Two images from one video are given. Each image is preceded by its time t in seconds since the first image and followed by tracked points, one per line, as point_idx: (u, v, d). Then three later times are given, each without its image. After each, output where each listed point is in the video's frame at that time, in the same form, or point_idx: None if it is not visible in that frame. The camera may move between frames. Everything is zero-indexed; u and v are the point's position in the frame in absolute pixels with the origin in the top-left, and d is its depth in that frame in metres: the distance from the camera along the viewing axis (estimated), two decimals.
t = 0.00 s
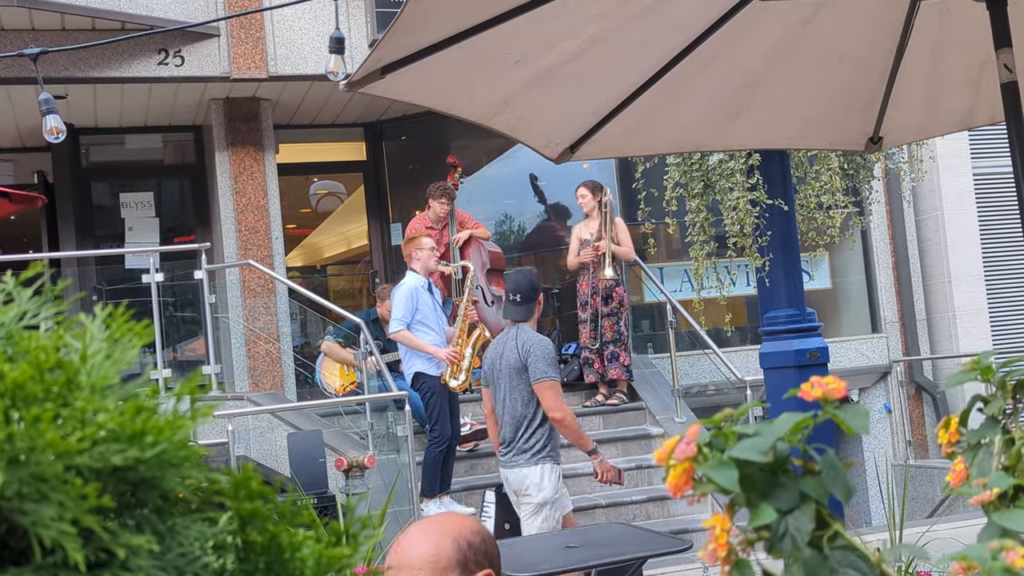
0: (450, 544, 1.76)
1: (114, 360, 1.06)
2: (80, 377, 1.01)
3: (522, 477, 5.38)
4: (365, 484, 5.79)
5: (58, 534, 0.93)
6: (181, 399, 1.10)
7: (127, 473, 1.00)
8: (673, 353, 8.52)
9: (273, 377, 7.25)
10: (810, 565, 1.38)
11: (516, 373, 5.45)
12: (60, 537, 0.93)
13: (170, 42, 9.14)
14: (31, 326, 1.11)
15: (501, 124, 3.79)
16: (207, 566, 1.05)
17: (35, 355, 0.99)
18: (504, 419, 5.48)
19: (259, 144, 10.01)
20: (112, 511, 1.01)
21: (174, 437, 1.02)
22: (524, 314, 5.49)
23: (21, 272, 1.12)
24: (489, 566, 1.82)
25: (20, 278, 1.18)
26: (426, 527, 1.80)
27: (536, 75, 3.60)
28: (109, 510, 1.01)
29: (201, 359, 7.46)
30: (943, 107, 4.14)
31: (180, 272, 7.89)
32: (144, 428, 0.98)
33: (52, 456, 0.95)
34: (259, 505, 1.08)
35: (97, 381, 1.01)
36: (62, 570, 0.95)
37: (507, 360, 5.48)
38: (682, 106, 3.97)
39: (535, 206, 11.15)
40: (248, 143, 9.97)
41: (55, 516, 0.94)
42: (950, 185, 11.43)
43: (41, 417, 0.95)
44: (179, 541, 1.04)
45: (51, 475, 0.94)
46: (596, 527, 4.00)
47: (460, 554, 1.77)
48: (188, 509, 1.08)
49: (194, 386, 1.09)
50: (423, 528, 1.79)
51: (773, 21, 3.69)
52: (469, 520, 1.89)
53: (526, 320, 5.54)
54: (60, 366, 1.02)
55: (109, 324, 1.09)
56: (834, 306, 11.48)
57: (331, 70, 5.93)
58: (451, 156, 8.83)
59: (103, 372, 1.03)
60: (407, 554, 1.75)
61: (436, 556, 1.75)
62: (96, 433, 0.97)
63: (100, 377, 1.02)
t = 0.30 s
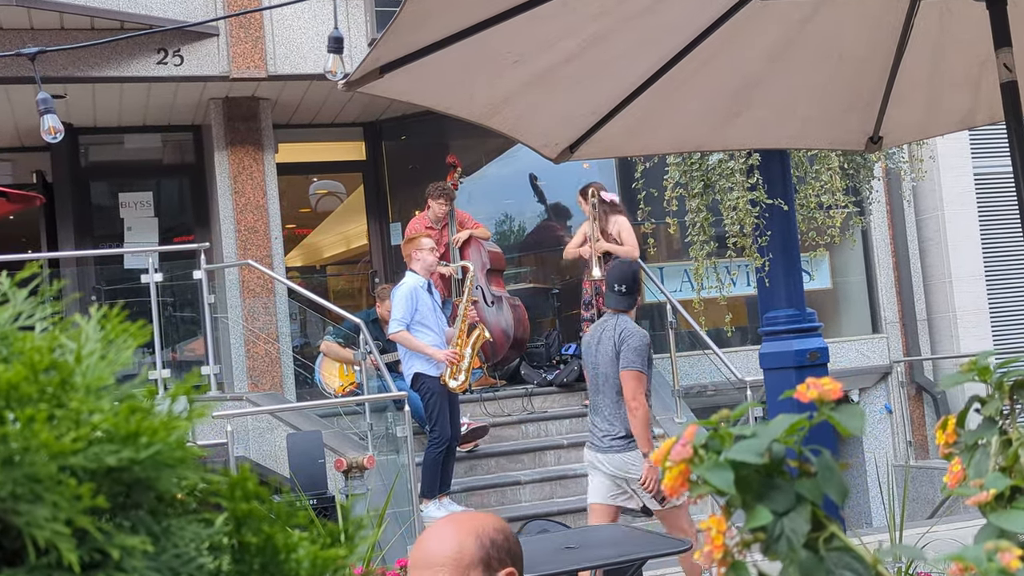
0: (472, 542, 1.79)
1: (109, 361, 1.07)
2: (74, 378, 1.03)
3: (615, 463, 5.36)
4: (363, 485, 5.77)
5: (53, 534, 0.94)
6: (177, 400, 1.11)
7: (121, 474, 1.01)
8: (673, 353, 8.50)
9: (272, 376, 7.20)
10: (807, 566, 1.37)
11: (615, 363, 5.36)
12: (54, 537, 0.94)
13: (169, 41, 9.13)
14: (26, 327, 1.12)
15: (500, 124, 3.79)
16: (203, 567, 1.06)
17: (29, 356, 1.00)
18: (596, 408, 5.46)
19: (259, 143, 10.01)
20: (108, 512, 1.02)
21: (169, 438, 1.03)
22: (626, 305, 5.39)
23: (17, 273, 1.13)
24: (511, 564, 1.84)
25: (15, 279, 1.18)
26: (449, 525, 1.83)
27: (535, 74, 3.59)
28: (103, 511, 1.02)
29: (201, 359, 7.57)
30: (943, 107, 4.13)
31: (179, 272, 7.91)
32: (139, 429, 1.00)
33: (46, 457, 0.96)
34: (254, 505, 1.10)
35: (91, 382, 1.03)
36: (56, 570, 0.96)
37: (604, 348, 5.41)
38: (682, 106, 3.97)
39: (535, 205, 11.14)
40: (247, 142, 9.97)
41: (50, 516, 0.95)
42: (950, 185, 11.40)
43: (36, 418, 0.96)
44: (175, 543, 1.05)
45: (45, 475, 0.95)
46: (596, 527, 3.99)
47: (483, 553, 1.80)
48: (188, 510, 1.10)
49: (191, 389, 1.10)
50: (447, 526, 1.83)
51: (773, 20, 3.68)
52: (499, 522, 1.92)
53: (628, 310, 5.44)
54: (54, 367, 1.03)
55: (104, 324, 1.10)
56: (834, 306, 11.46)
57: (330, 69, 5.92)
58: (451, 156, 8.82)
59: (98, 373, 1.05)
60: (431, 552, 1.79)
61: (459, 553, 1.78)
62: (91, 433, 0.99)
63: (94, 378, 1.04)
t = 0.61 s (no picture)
0: (480, 549, 1.73)
1: (99, 361, 1.05)
2: (64, 378, 1.01)
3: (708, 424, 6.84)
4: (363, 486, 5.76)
5: (41, 537, 0.92)
6: (167, 402, 1.09)
7: (111, 475, 1.00)
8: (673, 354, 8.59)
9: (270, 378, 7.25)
10: (803, 567, 1.34)
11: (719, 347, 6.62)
12: (42, 539, 0.92)
13: (166, 40, 9.11)
14: (16, 326, 1.09)
15: (497, 124, 3.77)
16: (194, 569, 1.03)
17: (17, 355, 0.98)
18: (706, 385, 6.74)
19: (257, 142, 9.99)
20: (95, 513, 1.01)
21: (159, 440, 1.02)
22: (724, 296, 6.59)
23: (5, 272, 1.11)
24: (522, 568, 1.77)
25: (3, 277, 1.16)
26: (463, 528, 1.78)
27: (534, 73, 3.57)
28: (91, 514, 1.00)
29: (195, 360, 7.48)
30: (944, 106, 4.10)
31: (177, 272, 7.89)
32: (129, 430, 0.99)
33: (33, 459, 0.94)
34: (245, 507, 1.07)
35: (81, 382, 1.01)
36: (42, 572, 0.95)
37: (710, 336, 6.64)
38: (681, 105, 3.94)
39: (535, 206, 11.12)
40: (245, 142, 9.95)
41: (37, 518, 0.93)
42: (953, 185, 11.36)
43: (23, 419, 0.95)
44: (165, 544, 1.03)
45: (33, 477, 0.93)
46: (595, 529, 3.97)
47: (491, 559, 1.74)
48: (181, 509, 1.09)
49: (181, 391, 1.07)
50: (462, 529, 1.78)
51: (775, 18, 3.65)
52: (516, 525, 1.86)
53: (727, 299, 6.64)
54: (43, 367, 1.00)
55: (94, 325, 1.08)
56: (835, 306, 11.46)
57: (328, 68, 5.88)
58: (450, 155, 8.79)
59: (88, 374, 1.02)
60: (442, 557, 1.75)
61: (467, 560, 1.73)
62: (80, 433, 0.97)
63: (85, 378, 1.01)
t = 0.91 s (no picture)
0: (499, 550, 1.58)
1: (86, 363, 1.02)
2: (49, 380, 0.98)
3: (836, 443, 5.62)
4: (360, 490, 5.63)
5: (26, 543, 0.88)
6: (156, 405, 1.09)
7: (99, 479, 0.94)
8: (677, 356, 8.43)
9: (264, 379, 7.10)
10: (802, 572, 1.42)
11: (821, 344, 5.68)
12: (27, 546, 0.88)
13: (161, 36, 9.05)
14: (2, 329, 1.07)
15: (496, 120, 3.72)
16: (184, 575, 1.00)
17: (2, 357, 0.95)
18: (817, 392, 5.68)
19: (251, 142, 9.92)
20: (82, 518, 0.95)
21: (148, 443, 0.97)
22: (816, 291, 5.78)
23: None
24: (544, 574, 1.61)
25: None
26: (480, 532, 1.63)
27: (534, 69, 3.52)
28: (80, 519, 0.95)
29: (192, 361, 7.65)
30: (950, 103, 4.04)
31: (171, 272, 7.83)
32: (116, 433, 0.93)
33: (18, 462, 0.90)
34: (235, 511, 1.04)
35: (68, 384, 0.98)
36: None
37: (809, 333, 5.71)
38: (684, 103, 3.89)
39: (536, 205, 11.05)
40: (239, 140, 9.88)
41: (22, 523, 0.89)
42: (960, 184, 11.30)
43: (9, 422, 0.90)
44: (154, 549, 0.99)
45: (18, 481, 0.89)
46: (598, 533, 3.90)
47: (510, 563, 1.59)
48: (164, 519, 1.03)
49: (169, 392, 1.04)
50: (480, 534, 1.62)
51: (779, 16, 3.59)
52: (540, 529, 1.70)
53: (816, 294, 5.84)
54: (29, 370, 0.98)
55: (82, 326, 1.06)
56: (840, 307, 11.41)
57: (324, 65, 5.81)
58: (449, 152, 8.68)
59: (75, 375, 1.00)
60: (459, 562, 1.60)
61: (485, 564, 1.58)
62: (66, 437, 0.92)
63: (71, 380, 0.99)
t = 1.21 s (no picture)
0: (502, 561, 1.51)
1: (76, 365, 1.06)
2: (39, 382, 1.02)
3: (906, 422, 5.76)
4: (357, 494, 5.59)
5: (14, 546, 0.93)
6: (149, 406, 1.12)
7: (88, 482, 0.99)
8: (679, 358, 8.38)
9: (260, 382, 7.09)
10: None
11: (898, 325, 5.78)
12: (15, 549, 0.93)
13: (155, 33, 8.96)
14: None
15: (495, 118, 3.66)
16: None
17: None
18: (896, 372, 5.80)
19: (246, 139, 9.87)
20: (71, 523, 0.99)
21: (139, 446, 1.01)
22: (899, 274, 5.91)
23: None
24: None
25: None
26: (490, 536, 1.57)
27: (534, 66, 3.46)
28: (70, 523, 0.99)
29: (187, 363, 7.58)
30: (956, 100, 3.96)
31: (166, 272, 7.83)
32: (106, 436, 0.98)
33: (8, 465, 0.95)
34: (226, 515, 1.04)
35: (57, 387, 1.02)
36: None
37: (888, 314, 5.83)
38: (686, 99, 3.83)
39: (536, 204, 11.02)
40: (234, 138, 9.82)
41: (11, 528, 0.94)
42: (967, 183, 11.19)
43: None
44: (145, 554, 1.02)
45: (5, 485, 0.94)
46: (600, 537, 3.84)
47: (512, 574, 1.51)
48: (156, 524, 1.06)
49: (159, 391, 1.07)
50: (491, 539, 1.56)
51: (783, 12, 3.52)
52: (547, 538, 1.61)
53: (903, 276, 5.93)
54: (19, 372, 1.02)
55: (72, 328, 1.09)
56: (845, 308, 11.31)
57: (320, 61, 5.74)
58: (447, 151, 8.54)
59: (64, 377, 1.03)
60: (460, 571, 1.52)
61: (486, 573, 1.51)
62: (55, 440, 0.97)
63: (61, 383, 1.02)
